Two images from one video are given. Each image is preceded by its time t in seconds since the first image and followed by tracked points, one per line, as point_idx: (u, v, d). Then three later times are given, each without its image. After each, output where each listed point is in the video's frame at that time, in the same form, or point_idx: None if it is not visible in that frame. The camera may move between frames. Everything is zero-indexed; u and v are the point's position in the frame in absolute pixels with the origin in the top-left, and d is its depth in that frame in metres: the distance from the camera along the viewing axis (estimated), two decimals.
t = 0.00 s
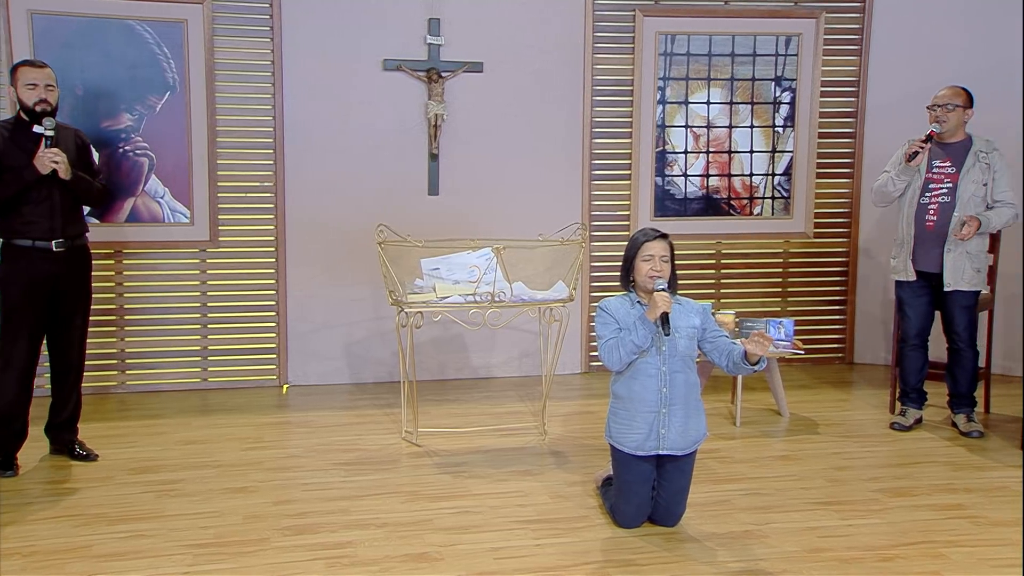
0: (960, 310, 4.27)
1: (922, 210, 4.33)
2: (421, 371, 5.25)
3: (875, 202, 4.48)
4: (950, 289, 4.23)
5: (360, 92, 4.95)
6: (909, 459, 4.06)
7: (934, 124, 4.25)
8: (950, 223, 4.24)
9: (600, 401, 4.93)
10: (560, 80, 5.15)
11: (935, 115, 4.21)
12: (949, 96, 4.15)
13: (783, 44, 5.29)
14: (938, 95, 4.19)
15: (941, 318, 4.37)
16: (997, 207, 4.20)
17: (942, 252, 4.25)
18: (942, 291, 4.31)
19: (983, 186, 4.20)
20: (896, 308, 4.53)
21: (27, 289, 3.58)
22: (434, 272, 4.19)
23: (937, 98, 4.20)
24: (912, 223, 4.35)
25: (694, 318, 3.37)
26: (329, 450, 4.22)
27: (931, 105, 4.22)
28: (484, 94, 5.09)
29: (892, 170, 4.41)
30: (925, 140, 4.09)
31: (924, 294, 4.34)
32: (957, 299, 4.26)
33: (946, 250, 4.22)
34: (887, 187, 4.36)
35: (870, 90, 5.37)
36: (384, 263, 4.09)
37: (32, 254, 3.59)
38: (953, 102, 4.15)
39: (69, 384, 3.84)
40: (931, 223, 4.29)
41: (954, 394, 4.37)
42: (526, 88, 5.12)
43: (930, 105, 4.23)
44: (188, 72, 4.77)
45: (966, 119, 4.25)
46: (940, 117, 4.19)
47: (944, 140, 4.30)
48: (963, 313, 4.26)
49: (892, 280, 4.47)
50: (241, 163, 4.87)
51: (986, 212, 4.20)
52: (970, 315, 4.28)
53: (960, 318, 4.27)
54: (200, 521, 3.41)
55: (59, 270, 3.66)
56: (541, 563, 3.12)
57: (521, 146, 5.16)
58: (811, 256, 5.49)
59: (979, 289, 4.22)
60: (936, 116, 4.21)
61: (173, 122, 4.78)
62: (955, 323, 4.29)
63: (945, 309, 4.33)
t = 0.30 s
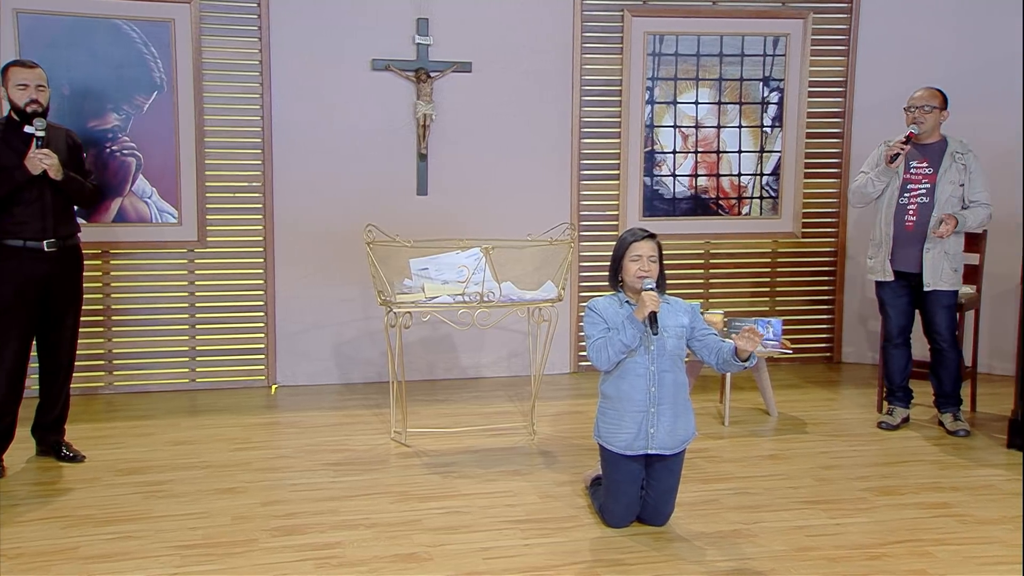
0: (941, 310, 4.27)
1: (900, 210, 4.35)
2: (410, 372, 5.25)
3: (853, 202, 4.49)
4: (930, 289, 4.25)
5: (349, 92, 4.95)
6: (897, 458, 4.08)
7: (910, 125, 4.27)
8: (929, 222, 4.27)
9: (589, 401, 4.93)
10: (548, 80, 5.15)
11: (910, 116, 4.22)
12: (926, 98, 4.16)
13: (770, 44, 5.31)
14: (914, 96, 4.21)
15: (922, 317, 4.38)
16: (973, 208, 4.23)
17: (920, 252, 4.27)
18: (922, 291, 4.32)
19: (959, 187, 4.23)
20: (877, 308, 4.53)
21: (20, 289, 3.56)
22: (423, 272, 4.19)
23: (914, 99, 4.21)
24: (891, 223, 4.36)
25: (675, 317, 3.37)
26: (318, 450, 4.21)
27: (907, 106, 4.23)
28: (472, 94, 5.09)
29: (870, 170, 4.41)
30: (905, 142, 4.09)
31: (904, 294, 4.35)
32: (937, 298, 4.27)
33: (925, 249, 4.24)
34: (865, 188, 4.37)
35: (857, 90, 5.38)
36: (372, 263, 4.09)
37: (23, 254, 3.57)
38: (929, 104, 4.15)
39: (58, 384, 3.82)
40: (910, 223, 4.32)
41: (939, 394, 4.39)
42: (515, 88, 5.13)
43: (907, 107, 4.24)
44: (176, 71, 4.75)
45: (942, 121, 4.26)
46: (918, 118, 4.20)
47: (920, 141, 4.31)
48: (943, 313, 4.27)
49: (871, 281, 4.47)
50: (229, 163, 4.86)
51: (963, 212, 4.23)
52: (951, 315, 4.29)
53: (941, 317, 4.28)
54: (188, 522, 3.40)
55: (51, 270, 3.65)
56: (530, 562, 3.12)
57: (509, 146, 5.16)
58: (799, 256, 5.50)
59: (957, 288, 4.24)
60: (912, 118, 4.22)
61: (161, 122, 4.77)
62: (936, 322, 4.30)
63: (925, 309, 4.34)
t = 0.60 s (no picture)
0: (925, 310, 4.29)
1: (884, 211, 4.36)
2: (400, 372, 5.25)
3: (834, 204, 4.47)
4: (915, 289, 4.27)
5: (338, 92, 4.94)
6: (885, 457, 4.09)
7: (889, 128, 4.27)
8: (913, 223, 4.29)
9: (579, 401, 4.93)
10: (538, 80, 5.15)
11: (892, 120, 4.21)
12: (905, 100, 4.16)
13: (759, 44, 5.32)
14: (893, 98, 4.20)
15: (905, 318, 4.39)
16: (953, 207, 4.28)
17: (905, 252, 4.28)
18: (906, 291, 4.33)
19: (940, 188, 4.27)
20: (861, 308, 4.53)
21: (9, 288, 3.54)
22: (412, 272, 4.19)
23: (893, 101, 4.21)
24: (875, 224, 4.36)
25: (659, 318, 3.37)
26: (307, 450, 4.20)
27: (887, 108, 4.22)
28: (461, 94, 5.08)
29: (852, 172, 4.41)
30: (888, 144, 4.09)
31: (888, 294, 4.35)
32: (922, 298, 4.29)
33: (910, 250, 4.27)
34: (848, 190, 4.35)
35: (845, 91, 5.40)
36: (362, 263, 4.09)
37: (12, 254, 3.55)
38: (909, 106, 4.17)
39: (48, 384, 3.80)
40: (894, 223, 4.32)
41: (927, 393, 4.41)
42: (504, 88, 5.13)
43: (886, 110, 4.24)
44: (164, 71, 4.74)
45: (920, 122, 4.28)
46: (898, 121, 4.19)
47: (901, 142, 4.33)
48: (928, 313, 4.29)
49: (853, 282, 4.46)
50: (218, 163, 4.85)
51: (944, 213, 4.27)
52: (935, 314, 4.31)
53: (926, 317, 4.30)
54: (176, 523, 3.39)
55: (41, 270, 3.63)
56: (519, 562, 3.12)
57: (499, 145, 5.16)
58: (788, 256, 5.52)
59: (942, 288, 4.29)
60: (893, 121, 4.21)
61: (149, 122, 4.75)
62: (921, 322, 4.31)
63: (909, 309, 4.35)
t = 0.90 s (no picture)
0: (910, 309, 4.32)
1: (869, 211, 4.37)
2: (389, 372, 5.24)
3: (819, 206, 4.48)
4: (901, 288, 4.28)
5: (327, 92, 4.93)
6: (873, 456, 4.10)
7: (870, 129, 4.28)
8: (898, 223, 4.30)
9: (569, 401, 4.94)
10: (527, 80, 5.15)
11: (871, 120, 4.23)
12: (886, 100, 4.19)
13: (748, 44, 5.33)
14: (874, 99, 4.23)
15: (891, 317, 4.41)
16: (936, 206, 4.30)
17: (891, 252, 4.30)
18: (892, 290, 4.35)
19: (923, 187, 4.29)
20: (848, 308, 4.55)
21: None
22: (402, 272, 4.18)
23: (874, 102, 4.22)
24: (860, 225, 4.37)
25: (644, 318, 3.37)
26: (296, 451, 4.19)
27: (867, 109, 4.25)
28: (450, 94, 5.08)
29: (835, 173, 4.44)
30: (871, 144, 4.12)
31: (875, 293, 4.38)
32: (907, 297, 4.31)
33: (896, 249, 4.27)
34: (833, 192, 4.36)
35: (834, 91, 5.42)
36: (351, 263, 4.08)
37: None
38: (890, 107, 4.18)
39: (35, 385, 3.78)
40: (880, 224, 4.34)
41: (914, 391, 4.43)
42: (493, 88, 5.13)
43: (867, 111, 4.26)
44: (152, 71, 4.72)
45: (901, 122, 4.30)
46: (880, 121, 4.21)
47: (883, 142, 4.35)
48: (914, 312, 4.31)
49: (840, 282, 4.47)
50: (207, 163, 4.84)
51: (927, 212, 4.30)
52: (921, 313, 4.33)
53: (911, 316, 4.32)
54: (165, 525, 3.38)
55: (28, 270, 3.61)
56: (509, 562, 3.12)
57: (488, 145, 5.16)
58: (776, 255, 5.53)
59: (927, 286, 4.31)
60: (874, 121, 4.23)
61: (137, 122, 4.74)
62: (907, 321, 4.33)
63: (894, 309, 4.37)
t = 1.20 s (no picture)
0: (897, 307, 4.33)
1: (855, 212, 4.38)
2: (376, 372, 5.23)
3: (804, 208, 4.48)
4: (889, 287, 4.30)
5: (313, 92, 4.92)
6: (860, 455, 4.12)
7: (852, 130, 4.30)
8: (884, 223, 4.32)
9: (556, 400, 4.94)
10: (515, 80, 5.15)
11: (853, 121, 4.25)
12: (867, 101, 4.21)
13: (735, 44, 5.34)
14: (854, 100, 4.25)
15: (878, 316, 4.43)
16: (919, 206, 4.34)
17: (878, 252, 4.31)
18: (879, 290, 4.36)
19: (907, 185, 4.32)
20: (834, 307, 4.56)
21: None
22: (389, 272, 4.18)
23: (854, 102, 4.24)
24: (847, 226, 4.38)
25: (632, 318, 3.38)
26: (284, 451, 4.19)
27: (848, 110, 4.27)
28: (438, 94, 5.08)
29: (820, 176, 4.44)
30: (855, 146, 4.13)
31: (862, 293, 4.39)
32: (894, 296, 4.33)
33: (883, 249, 4.29)
34: (819, 194, 4.36)
35: (820, 92, 5.43)
36: (338, 263, 4.08)
37: None
38: (870, 107, 4.21)
39: (19, 386, 3.76)
40: (866, 224, 4.35)
41: (900, 390, 4.45)
42: (480, 88, 5.12)
43: (847, 112, 4.28)
44: (138, 71, 4.71)
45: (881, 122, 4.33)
46: (862, 121, 4.23)
47: (865, 143, 4.37)
48: (900, 310, 4.32)
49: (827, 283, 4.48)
50: (193, 163, 4.82)
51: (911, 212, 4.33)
52: (908, 312, 4.35)
53: (898, 314, 4.34)
54: (151, 526, 3.37)
55: (9, 270, 3.59)
56: (496, 562, 3.12)
57: (476, 145, 5.16)
58: (763, 256, 5.54)
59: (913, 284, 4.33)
60: (856, 122, 4.25)
61: (123, 122, 4.72)
62: (893, 320, 4.34)
63: (881, 308, 4.39)
